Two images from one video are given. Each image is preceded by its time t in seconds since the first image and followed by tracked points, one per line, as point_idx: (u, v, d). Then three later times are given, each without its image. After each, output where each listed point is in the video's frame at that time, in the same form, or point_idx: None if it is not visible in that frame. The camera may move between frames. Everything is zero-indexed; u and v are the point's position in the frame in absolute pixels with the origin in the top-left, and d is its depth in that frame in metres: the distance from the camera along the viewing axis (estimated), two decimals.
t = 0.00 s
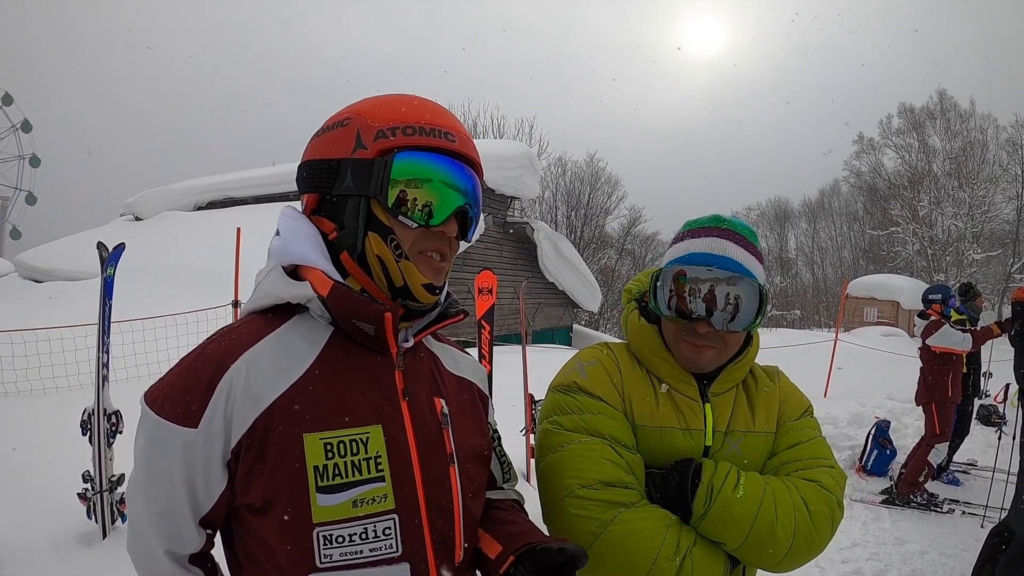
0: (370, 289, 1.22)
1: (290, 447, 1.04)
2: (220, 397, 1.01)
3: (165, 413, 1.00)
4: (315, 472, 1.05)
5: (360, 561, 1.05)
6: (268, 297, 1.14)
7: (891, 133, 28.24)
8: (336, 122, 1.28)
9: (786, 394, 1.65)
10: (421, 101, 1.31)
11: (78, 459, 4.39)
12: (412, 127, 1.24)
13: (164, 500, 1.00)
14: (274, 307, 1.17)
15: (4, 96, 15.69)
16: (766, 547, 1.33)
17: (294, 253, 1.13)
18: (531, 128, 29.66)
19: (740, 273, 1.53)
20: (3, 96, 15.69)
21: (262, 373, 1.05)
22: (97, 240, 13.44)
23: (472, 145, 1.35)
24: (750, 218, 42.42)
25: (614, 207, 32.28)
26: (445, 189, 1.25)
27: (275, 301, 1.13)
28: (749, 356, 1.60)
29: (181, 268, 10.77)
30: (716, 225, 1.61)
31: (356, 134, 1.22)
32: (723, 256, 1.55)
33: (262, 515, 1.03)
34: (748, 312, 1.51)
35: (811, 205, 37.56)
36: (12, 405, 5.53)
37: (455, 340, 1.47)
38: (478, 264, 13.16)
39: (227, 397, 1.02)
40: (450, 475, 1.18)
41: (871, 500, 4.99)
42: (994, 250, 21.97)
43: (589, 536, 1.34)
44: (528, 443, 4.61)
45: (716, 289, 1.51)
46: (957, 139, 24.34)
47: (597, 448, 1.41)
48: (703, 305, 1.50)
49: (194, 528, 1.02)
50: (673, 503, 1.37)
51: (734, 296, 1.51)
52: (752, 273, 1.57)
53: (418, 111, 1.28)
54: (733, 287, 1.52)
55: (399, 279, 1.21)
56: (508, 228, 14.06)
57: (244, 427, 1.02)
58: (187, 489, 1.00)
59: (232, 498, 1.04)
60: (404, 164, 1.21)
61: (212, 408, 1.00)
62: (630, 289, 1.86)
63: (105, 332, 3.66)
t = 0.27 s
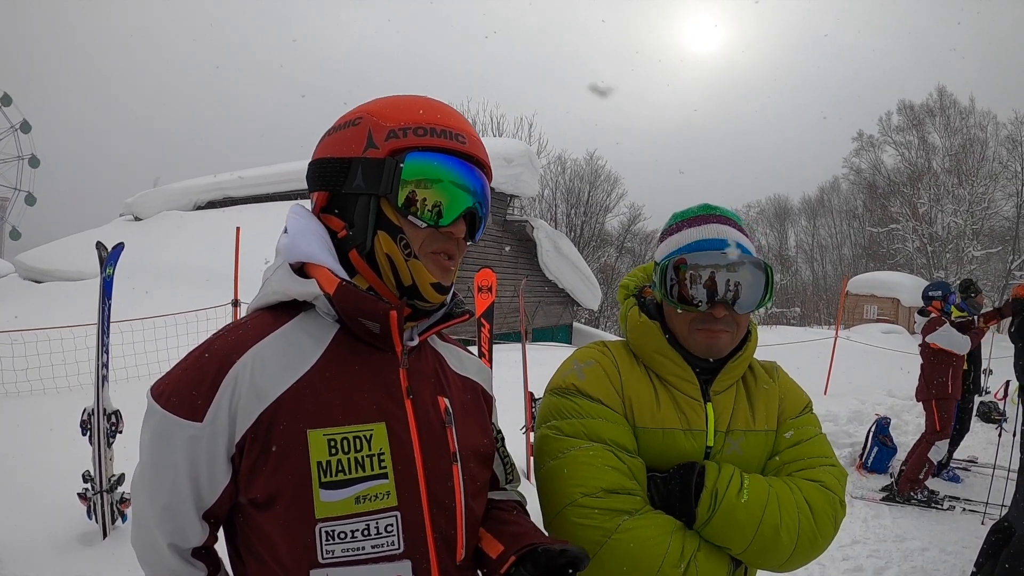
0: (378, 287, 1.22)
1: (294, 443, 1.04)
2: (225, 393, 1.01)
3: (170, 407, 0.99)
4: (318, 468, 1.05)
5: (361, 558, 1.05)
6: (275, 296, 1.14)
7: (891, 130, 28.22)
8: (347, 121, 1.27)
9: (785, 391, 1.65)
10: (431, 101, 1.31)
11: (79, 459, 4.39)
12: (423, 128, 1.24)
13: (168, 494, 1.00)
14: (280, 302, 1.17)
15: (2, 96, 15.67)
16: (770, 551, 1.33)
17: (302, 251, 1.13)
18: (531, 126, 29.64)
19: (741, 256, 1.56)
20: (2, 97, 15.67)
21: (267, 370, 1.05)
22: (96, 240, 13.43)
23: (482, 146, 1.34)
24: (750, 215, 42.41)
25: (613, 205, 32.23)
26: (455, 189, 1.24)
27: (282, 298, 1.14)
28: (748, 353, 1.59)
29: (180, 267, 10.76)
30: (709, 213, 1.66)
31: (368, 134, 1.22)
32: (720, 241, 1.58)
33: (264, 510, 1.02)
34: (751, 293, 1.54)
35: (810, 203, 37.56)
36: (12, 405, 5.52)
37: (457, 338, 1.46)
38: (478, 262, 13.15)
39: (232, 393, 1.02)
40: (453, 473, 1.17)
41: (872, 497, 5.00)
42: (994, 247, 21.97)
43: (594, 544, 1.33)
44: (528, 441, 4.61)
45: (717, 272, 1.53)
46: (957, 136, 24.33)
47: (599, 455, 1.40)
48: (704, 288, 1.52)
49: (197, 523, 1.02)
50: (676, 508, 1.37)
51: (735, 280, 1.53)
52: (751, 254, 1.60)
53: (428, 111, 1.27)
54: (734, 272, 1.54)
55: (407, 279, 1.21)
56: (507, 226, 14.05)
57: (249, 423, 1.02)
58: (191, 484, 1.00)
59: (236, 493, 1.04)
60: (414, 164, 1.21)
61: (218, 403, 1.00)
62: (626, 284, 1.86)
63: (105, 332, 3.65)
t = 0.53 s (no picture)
0: (380, 289, 1.22)
1: (298, 439, 1.04)
2: (231, 389, 1.01)
3: (178, 404, 0.99)
4: (321, 463, 1.05)
5: (363, 552, 1.05)
6: (280, 297, 1.14)
7: (891, 131, 28.24)
8: (352, 126, 1.28)
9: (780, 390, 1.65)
10: (436, 108, 1.31)
11: (78, 459, 4.39)
12: (426, 134, 1.24)
13: (175, 489, 1.00)
14: (285, 304, 1.17)
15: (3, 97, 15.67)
16: (771, 549, 1.33)
17: (306, 253, 1.13)
18: (530, 127, 29.65)
19: (733, 254, 1.57)
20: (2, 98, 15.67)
21: (272, 367, 1.05)
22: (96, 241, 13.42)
23: (484, 151, 1.34)
24: (750, 215, 42.41)
25: (613, 205, 32.24)
26: (457, 195, 1.24)
27: (287, 299, 1.14)
28: (742, 351, 1.59)
29: (180, 268, 10.75)
30: (699, 213, 1.68)
31: (372, 140, 1.22)
32: (711, 239, 1.59)
33: (269, 505, 1.03)
34: (742, 290, 1.55)
35: (810, 203, 37.56)
36: (11, 406, 5.51)
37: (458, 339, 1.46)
38: (478, 263, 13.14)
39: (238, 390, 1.02)
40: (454, 470, 1.17)
41: (872, 498, 4.99)
42: (994, 247, 21.96)
43: (595, 546, 1.33)
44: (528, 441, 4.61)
45: (709, 271, 1.53)
46: (956, 136, 24.33)
47: (597, 456, 1.40)
48: (696, 286, 1.53)
49: (204, 518, 1.02)
50: (675, 508, 1.37)
51: (727, 278, 1.54)
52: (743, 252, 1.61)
53: (431, 116, 1.27)
54: (725, 271, 1.54)
55: (409, 282, 1.21)
56: (507, 227, 14.05)
57: (254, 418, 1.02)
58: (198, 479, 1.00)
59: (241, 489, 1.04)
60: (418, 170, 1.21)
61: (224, 399, 1.00)
62: (619, 286, 1.86)
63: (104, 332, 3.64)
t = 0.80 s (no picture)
0: (387, 287, 1.22)
1: (306, 434, 1.04)
2: (240, 384, 1.01)
3: (188, 399, 0.99)
4: (329, 457, 1.05)
5: (369, 545, 1.05)
6: (288, 295, 1.14)
7: (890, 130, 28.25)
8: (361, 129, 1.28)
9: (774, 386, 1.65)
10: (444, 112, 1.31)
11: (78, 459, 4.39)
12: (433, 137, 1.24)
13: (184, 482, 0.99)
14: (293, 302, 1.17)
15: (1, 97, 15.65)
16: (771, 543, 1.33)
17: (314, 252, 1.13)
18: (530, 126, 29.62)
19: (723, 252, 1.58)
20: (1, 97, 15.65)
21: (281, 364, 1.05)
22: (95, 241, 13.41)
23: (488, 154, 1.34)
24: (749, 215, 42.42)
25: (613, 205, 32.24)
26: (463, 196, 1.23)
27: (295, 298, 1.14)
28: (736, 348, 1.60)
29: (179, 268, 10.75)
30: (689, 212, 1.68)
31: (380, 142, 1.22)
32: (700, 236, 1.60)
33: (277, 499, 1.03)
34: (731, 286, 1.56)
35: (809, 202, 37.56)
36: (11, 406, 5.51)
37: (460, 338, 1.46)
38: (477, 262, 13.15)
39: (248, 386, 1.02)
40: (457, 467, 1.16)
41: (871, 497, 5.00)
42: (993, 246, 21.97)
43: (596, 546, 1.32)
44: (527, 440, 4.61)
45: (700, 269, 1.55)
46: (955, 135, 24.34)
47: (594, 457, 1.40)
48: (687, 284, 1.54)
49: (211, 512, 1.01)
50: (675, 506, 1.37)
51: (717, 275, 1.55)
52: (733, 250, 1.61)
53: (439, 120, 1.27)
54: (717, 268, 1.55)
55: (414, 280, 1.21)
56: (506, 226, 14.04)
57: (263, 413, 1.02)
58: (207, 473, 0.99)
59: (249, 482, 1.04)
60: (426, 172, 1.21)
61: (234, 394, 1.00)
62: (612, 287, 1.84)
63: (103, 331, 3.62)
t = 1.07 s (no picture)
0: (384, 290, 1.22)
1: (304, 431, 1.04)
2: (240, 381, 1.01)
3: (188, 396, 0.99)
4: (326, 453, 1.05)
5: (366, 540, 1.05)
6: (287, 295, 1.14)
7: (888, 131, 28.30)
8: (360, 132, 1.28)
9: (771, 386, 1.66)
10: (443, 116, 1.31)
11: (76, 459, 4.38)
12: (432, 143, 1.23)
13: (185, 479, 0.99)
14: (293, 301, 1.17)
15: None
16: (767, 540, 1.34)
17: (313, 253, 1.13)
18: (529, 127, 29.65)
19: (708, 257, 1.57)
20: None
21: (280, 362, 1.05)
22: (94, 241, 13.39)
23: (487, 160, 1.34)
24: (748, 215, 42.44)
25: (612, 205, 32.24)
26: (460, 201, 1.24)
27: (294, 298, 1.14)
28: (733, 350, 1.61)
29: (178, 268, 10.75)
30: (684, 214, 1.67)
31: (379, 146, 1.22)
32: (684, 243, 1.59)
33: (275, 494, 1.03)
34: (715, 290, 1.55)
35: (808, 203, 37.59)
36: (10, 406, 5.50)
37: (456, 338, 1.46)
38: (476, 263, 13.16)
39: (247, 383, 1.02)
40: (453, 463, 1.16)
41: (870, 497, 5.00)
42: (991, 247, 22.01)
43: (593, 540, 1.32)
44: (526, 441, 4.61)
45: (686, 272, 1.55)
46: (954, 136, 24.40)
47: (594, 451, 1.40)
48: (672, 289, 1.55)
49: (211, 508, 1.02)
50: (672, 502, 1.37)
51: (703, 278, 1.55)
52: (719, 253, 1.60)
53: (437, 126, 1.27)
54: (702, 272, 1.56)
55: (411, 285, 1.21)
56: (505, 227, 14.05)
57: (262, 411, 1.02)
58: (208, 469, 0.99)
59: (248, 478, 1.04)
60: (423, 178, 1.21)
61: (234, 392, 1.00)
62: (610, 287, 1.84)
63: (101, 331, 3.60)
